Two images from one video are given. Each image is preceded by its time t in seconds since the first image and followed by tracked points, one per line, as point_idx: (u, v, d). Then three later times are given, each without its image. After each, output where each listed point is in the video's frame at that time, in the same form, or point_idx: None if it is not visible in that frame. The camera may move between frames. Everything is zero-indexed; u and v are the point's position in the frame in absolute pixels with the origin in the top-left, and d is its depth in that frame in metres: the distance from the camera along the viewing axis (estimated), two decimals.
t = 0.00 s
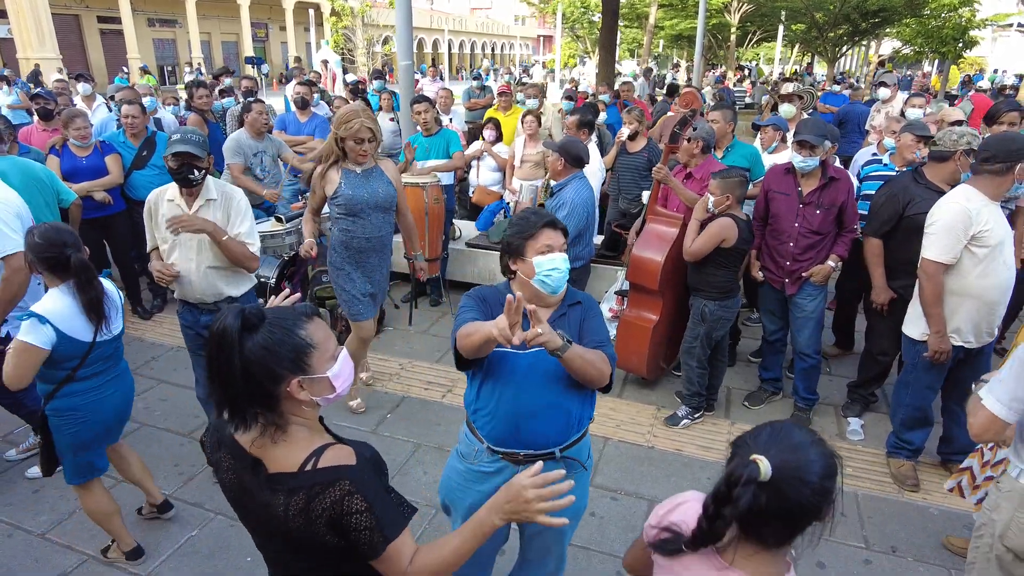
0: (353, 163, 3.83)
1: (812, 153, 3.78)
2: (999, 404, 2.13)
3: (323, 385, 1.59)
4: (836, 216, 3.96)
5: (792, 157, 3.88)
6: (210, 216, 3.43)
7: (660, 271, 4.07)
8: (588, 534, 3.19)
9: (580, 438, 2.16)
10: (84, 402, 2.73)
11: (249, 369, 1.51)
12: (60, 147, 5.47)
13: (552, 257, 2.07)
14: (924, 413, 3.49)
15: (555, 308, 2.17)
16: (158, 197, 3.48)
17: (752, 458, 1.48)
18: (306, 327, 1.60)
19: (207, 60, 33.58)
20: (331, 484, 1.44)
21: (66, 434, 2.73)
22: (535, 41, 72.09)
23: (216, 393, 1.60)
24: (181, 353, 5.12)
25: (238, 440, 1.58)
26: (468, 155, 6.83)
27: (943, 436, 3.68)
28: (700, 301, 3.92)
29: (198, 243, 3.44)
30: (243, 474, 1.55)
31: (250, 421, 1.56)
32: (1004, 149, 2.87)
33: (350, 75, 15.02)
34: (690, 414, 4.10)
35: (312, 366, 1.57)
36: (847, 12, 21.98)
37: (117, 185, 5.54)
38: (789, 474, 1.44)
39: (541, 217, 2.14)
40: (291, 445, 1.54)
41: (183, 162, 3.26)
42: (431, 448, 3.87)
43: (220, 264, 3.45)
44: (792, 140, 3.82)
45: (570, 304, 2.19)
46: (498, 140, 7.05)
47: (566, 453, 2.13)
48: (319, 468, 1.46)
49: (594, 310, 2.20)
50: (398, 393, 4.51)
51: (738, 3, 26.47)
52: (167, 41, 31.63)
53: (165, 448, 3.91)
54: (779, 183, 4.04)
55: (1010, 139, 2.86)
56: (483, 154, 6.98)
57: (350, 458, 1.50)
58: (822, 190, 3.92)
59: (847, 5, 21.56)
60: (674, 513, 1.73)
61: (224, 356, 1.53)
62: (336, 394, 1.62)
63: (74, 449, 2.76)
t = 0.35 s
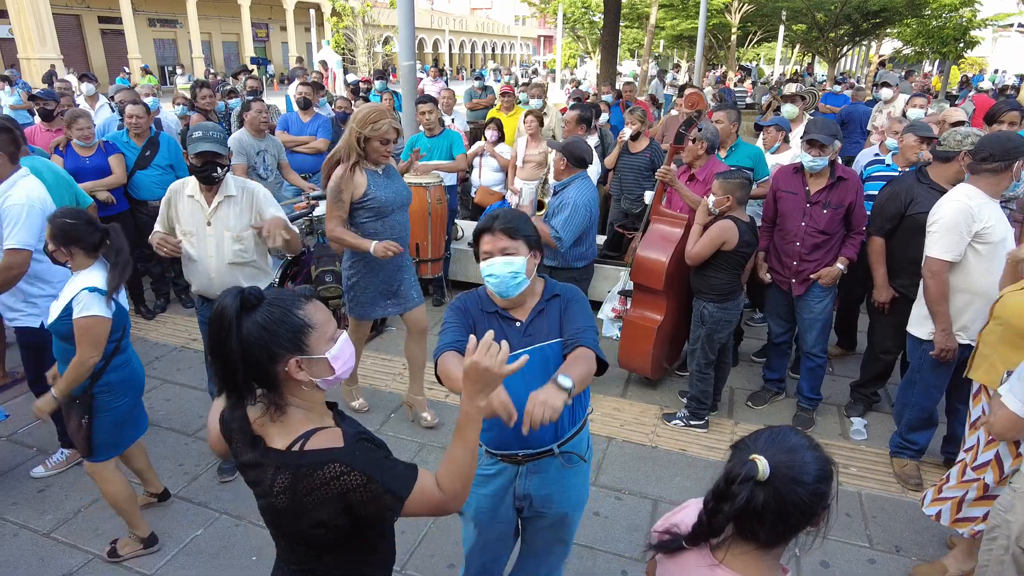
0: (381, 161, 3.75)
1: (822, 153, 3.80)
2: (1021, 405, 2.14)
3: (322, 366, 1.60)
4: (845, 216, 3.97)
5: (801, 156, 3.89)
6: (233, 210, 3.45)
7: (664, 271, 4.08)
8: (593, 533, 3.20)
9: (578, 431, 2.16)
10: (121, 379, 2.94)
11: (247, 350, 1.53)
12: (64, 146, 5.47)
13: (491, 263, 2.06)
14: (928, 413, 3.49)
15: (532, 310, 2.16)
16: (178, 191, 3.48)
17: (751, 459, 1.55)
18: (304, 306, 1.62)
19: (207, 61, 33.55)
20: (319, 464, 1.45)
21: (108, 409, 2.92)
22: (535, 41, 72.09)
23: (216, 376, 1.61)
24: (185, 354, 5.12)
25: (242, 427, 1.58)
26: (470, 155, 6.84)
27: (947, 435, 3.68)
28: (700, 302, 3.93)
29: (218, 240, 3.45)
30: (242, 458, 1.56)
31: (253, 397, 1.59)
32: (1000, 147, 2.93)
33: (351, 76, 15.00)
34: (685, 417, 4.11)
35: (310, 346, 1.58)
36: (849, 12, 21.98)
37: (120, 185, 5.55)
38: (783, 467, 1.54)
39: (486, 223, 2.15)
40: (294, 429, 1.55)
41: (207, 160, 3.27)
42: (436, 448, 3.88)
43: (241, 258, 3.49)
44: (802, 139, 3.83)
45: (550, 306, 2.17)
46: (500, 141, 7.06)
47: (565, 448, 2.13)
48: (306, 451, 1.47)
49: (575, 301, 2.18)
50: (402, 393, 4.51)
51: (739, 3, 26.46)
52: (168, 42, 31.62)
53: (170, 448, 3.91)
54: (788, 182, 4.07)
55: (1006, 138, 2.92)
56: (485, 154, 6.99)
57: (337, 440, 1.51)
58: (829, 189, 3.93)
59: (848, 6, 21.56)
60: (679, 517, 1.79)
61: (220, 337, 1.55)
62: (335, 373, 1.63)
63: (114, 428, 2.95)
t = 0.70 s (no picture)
0: (419, 158, 3.58)
1: (828, 152, 3.79)
2: None
3: (315, 379, 1.60)
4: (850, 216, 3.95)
5: (807, 156, 3.89)
6: (251, 213, 3.45)
7: (665, 270, 4.08)
8: (596, 533, 3.19)
9: (537, 440, 2.13)
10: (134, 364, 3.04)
11: (244, 359, 1.53)
12: (66, 146, 5.47)
13: (457, 280, 2.02)
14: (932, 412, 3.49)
15: (505, 333, 2.08)
16: (200, 189, 3.48)
17: (815, 511, 1.40)
18: (302, 319, 1.61)
19: (208, 60, 33.57)
20: (329, 471, 1.45)
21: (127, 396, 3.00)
22: (536, 41, 72.11)
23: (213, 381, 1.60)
24: (187, 353, 5.12)
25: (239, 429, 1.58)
26: (472, 155, 6.83)
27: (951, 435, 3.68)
28: (699, 304, 3.93)
29: (237, 241, 3.45)
30: (240, 466, 1.54)
31: (245, 408, 1.58)
32: (1005, 146, 2.94)
33: (352, 75, 15.02)
34: (687, 416, 4.10)
35: (303, 358, 1.58)
36: (850, 12, 21.99)
37: (122, 185, 5.55)
38: (849, 524, 1.37)
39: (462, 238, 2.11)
40: (294, 436, 1.54)
41: (213, 170, 3.20)
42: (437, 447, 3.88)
43: (261, 260, 3.49)
44: (808, 139, 3.83)
45: (524, 331, 2.08)
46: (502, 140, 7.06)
47: (518, 454, 2.11)
48: (314, 459, 1.46)
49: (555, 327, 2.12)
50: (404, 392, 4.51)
51: (739, 3, 26.49)
52: (168, 41, 31.63)
53: (172, 448, 3.91)
54: (793, 182, 4.06)
55: (1011, 136, 2.92)
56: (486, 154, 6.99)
57: (347, 447, 1.51)
58: (836, 189, 3.92)
59: (849, 5, 21.59)
60: None
61: (218, 343, 1.55)
62: (326, 389, 1.62)
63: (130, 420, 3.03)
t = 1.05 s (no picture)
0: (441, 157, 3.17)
1: (830, 154, 3.79)
2: None
3: (320, 378, 1.62)
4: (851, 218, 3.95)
5: (809, 157, 3.89)
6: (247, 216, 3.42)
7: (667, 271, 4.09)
8: (595, 533, 3.20)
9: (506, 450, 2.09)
10: (104, 371, 3.00)
11: (249, 364, 1.52)
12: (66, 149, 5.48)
13: (440, 283, 2.02)
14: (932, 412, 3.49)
15: (482, 336, 2.06)
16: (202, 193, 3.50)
17: (859, 567, 1.31)
18: (301, 323, 1.61)
19: (208, 61, 33.60)
20: (330, 470, 1.46)
21: (88, 406, 2.96)
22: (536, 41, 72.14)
23: (213, 388, 1.59)
24: (187, 353, 5.13)
25: (240, 428, 1.57)
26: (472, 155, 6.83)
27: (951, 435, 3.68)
28: (703, 307, 3.90)
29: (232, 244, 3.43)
30: (244, 458, 1.54)
31: (252, 413, 1.56)
32: (1006, 146, 2.95)
33: (353, 76, 15.04)
34: (686, 417, 4.10)
35: (308, 360, 1.59)
36: (850, 12, 21.99)
37: (122, 186, 5.55)
38: None
39: (444, 240, 2.08)
40: (296, 437, 1.54)
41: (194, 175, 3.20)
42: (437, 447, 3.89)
43: (253, 264, 3.44)
44: (810, 140, 3.83)
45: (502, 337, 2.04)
46: (502, 141, 7.06)
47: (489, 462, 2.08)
48: (318, 455, 1.48)
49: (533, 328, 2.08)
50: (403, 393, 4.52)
51: (739, 3, 26.48)
52: (169, 41, 31.66)
53: (172, 448, 3.92)
54: (795, 182, 4.07)
55: (1013, 136, 2.93)
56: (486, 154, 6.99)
57: (349, 447, 1.52)
58: (837, 190, 3.92)
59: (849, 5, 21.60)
60: None
61: (219, 353, 1.53)
62: (331, 386, 1.66)
63: (86, 429, 2.98)
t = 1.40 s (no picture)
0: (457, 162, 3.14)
1: (832, 154, 3.80)
2: None
3: (353, 368, 1.60)
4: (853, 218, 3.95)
5: (811, 157, 3.89)
6: (229, 215, 3.29)
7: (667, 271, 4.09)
8: (595, 534, 3.19)
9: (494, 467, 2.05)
10: (34, 395, 2.73)
11: (280, 358, 1.51)
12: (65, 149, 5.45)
13: (448, 276, 2.00)
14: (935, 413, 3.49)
15: (474, 342, 2.04)
16: (190, 190, 3.40)
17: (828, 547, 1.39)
18: (334, 314, 1.60)
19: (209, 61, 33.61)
20: (371, 458, 1.46)
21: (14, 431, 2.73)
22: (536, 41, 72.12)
23: (248, 379, 1.57)
24: (187, 354, 5.13)
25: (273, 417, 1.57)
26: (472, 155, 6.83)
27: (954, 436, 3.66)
28: (705, 308, 3.91)
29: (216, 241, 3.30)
30: (282, 449, 1.52)
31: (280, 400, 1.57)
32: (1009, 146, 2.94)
33: (352, 76, 15.03)
34: (687, 417, 4.10)
35: (341, 351, 1.56)
36: (851, 12, 21.96)
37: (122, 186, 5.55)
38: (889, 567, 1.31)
39: (454, 232, 2.08)
40: (329, 427, 1.53)
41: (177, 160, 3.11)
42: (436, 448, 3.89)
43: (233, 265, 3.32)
44: (812, 140, 3.83)
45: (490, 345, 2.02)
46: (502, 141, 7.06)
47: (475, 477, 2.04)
48: (358, 444, 1.48)
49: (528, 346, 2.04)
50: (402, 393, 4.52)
51: (740, 3, 26.45)
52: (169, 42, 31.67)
53: (172, 448, 3.92)
54: (798, 182, 4.07)
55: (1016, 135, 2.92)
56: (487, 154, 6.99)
57: (386, 435, 1.52)
58: (840, 190, 3.92)
59: (850, 5, 21.58)
60: None
61: (251, 344, 1.52)
62: (364, 376, 1.64)
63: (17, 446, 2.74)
